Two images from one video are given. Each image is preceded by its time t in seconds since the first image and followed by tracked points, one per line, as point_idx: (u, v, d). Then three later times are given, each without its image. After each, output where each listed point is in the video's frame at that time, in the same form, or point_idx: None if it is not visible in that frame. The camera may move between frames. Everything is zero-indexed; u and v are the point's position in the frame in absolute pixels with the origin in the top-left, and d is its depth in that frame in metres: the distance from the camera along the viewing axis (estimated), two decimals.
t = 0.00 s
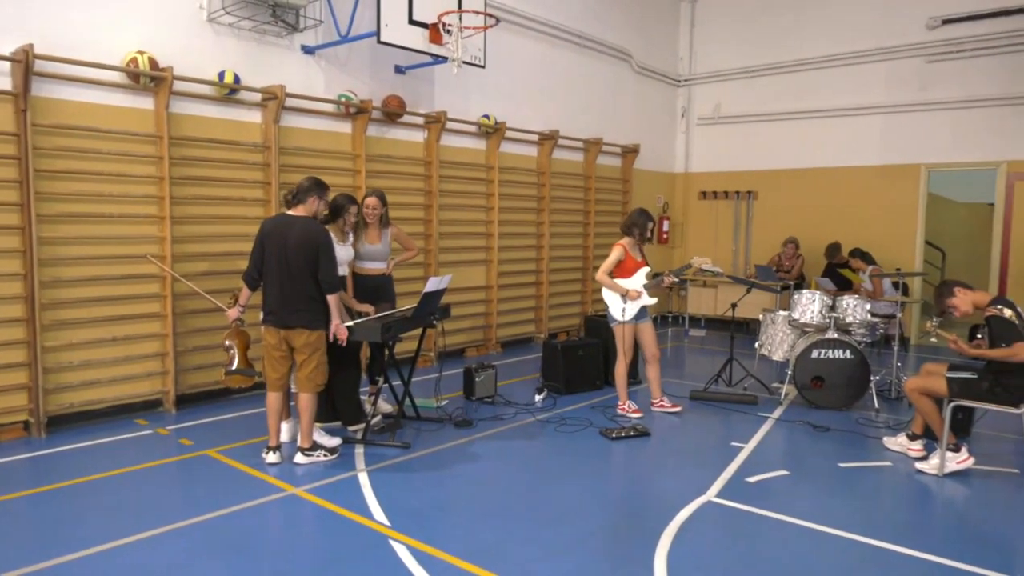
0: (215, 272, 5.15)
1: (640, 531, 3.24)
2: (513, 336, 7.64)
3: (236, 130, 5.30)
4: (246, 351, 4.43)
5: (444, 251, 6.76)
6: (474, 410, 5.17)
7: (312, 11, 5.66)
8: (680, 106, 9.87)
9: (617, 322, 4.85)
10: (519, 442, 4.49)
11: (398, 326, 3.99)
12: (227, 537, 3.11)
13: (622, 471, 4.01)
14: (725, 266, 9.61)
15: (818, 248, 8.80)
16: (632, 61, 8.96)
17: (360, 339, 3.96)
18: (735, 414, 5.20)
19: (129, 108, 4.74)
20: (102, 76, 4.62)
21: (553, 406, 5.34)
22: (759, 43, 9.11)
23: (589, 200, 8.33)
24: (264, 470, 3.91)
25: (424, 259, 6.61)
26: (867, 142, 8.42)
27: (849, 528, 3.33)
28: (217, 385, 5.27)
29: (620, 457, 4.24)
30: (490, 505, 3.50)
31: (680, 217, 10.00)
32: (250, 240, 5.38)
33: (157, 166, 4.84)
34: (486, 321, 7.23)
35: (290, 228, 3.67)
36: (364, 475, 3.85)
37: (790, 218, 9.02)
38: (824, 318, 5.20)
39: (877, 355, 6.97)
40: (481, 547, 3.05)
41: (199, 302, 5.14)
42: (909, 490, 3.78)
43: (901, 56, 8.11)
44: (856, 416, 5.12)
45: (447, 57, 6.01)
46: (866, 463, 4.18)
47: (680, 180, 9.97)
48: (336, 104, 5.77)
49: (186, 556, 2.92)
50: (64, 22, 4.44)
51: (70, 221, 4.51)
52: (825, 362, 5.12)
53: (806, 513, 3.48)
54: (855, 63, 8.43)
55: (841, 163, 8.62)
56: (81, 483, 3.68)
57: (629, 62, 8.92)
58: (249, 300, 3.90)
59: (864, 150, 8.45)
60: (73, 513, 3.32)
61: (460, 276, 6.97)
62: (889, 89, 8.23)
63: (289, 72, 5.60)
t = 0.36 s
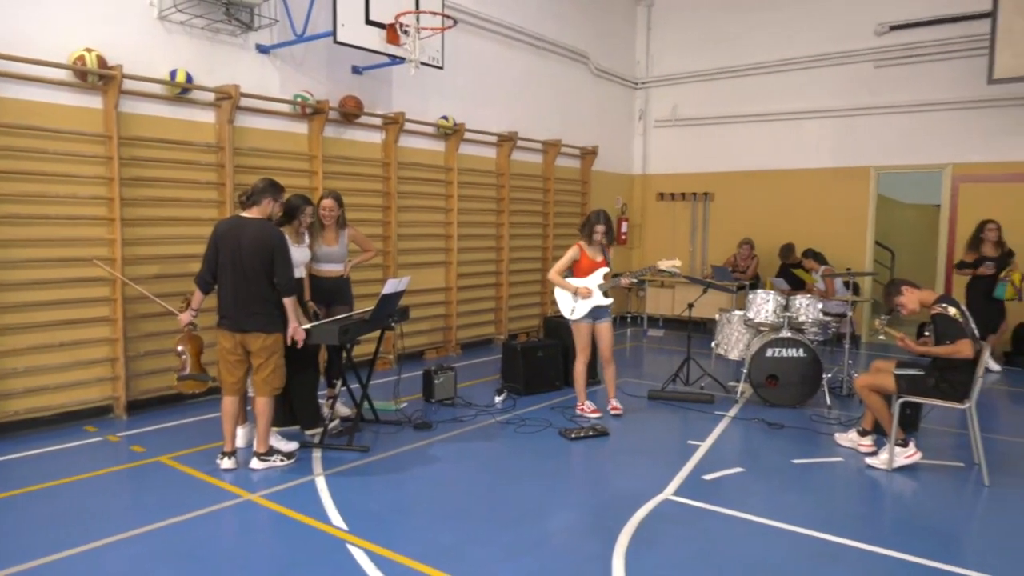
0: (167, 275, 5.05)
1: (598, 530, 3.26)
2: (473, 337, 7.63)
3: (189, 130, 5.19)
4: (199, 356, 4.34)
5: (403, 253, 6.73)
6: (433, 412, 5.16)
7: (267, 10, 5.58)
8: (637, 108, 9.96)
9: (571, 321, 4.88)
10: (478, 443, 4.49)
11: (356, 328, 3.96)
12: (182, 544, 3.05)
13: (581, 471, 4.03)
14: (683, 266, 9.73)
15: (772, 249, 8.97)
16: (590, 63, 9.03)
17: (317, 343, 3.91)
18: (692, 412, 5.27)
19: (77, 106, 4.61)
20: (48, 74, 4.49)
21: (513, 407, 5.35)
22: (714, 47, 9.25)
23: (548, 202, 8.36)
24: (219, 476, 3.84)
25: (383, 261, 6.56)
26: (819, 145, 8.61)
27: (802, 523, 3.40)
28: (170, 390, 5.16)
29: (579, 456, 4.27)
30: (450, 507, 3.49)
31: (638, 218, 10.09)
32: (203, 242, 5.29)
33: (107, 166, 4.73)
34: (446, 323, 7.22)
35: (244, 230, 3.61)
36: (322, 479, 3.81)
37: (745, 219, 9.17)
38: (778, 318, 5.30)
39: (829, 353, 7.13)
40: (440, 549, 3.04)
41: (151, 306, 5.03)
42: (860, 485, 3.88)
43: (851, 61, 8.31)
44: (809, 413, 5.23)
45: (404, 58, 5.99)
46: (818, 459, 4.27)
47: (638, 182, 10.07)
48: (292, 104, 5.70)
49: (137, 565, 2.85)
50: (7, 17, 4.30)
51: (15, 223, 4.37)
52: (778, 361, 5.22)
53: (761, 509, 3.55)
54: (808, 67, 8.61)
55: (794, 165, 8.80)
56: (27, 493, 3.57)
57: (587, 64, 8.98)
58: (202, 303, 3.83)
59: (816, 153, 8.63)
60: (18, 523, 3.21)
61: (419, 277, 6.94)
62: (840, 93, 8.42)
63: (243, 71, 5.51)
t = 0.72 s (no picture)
0: (119, 281, 4.94)
1: (560, 532, 3.28)
2: (435, 341, 7.60)
3: (142, 132, 5.09)
4: (154, 363, 4.24)
5: (363, 256, 6.68)
6: (394, 416, 5.12)
7: (223, 10, 5.50)
8: (597, 111, 10.04)
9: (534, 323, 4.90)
10: (440, 447, 4.47)
11: (314, 333, 3.91)
12: (135, 555, 2.98)
13: (542, 473, 4.04)
14: (643, 268, 9.83)
15: (730, 251, 9.10)
16: (550, 67, 9.07)
17: (275, 348, 3.86)
18: (653, 413, 5.32)
19: (24, 107, 4.49)
20: None
21: (475, 410, 5.34)
22: (673, 52, 9.37)
23: (509, 204, 8.38)
24: (174, 485, 3.76)
25: (343, 264, 6.51)
26: (774, 149, 8.77)
27: (759, 520, 3.45)
28: (123, 397, 5.05)
29: (541, 459, 4.27)
30: (411, 512, 3.47)
31: (599, 221, 10.16)
32: (158, 246, 5.18)
33: (56, 169, 4.61)
34: (407, 327, 7.19)
35: (199, 233, 3.55)
36: (281, 486, 3.76)
37: (703, 222, 9.30)
38: (737, 318, 5.36)
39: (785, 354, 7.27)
40: (401, 554, 3.02)
41: (103, 311, 4.91)
42: (815, 483, 3.95)
43: (804, 67, 8.48)
44: (766, 412, 5.33)
45: (363, 60, 5.95)
46: (775, 458, 4.35)
47: (599, 185, 10.14)
48: (249, 106, 5.63)
49: None
50: None
51: None
52: (737, 361, 5.30)
53: (719, 508, 3.60)
54: (763, 73, 8.76)
55: (750, 169, 8.95)
56: None
57: (547, 67, 9.03)
58: (156, 309, 3.75)
59: (772, 157, 8.79)
60: None
61: (380, 281, 6.90)
62: (794, 99, 8.59)
63: (198, 72, 5.42)
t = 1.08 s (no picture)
0: (81, 286, 4.84)
1: (530, 534, 3.28)
2: (405, 345, 7.57)
3: (105, 136, 4.99)
4: (116, 371, 4.15)
5: (332, 260, 6.63)
6: (364, 421, 5.09)
7: (186, 12, 5.43)
8: (566, 115, 10.08)
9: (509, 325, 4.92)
10: (410, 451, 4.46)
11: (283, 338, 3.87)
12: (99, 565, 2.92)
13: (513, 475, 4.05)
14: (613, 271, 9.89)
15: (699, 253, 9.20)
16: (519, 70, 9.09)
17: (243, 353, 3.81)
18: (623, 414, 5.36)
19: None
20: None
21: (446, 413, 5.33)
22: (640, 56, 9.46)
23: (479, 207, 8.38)
24: (139, 494, 3.70)
25: (311, 269, 6.46)
26: (741, 152, 8.88)
27: (728, 519, 3.49)
28: (85, 406, 4.95)
29: (512, 461, 4.28)
30: (382, 517, 3.45)
31: (569, 223, 10.20)
32: (121, 252, 5.10)
33: (15, 174, 4.51)
34: (377, 331, 7.15)
35: (163, 237, 3.49)
36: (249, 493, 3.72)
37: (671, 224, 9.39)
38: (704, 320, 5.37)
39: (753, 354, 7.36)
40: (370, 560, 3.01)
41: (64, 318, 4.81)
42: (782, 481, 4.01)
43: (769, 71, 8.61)
44: (735, 412, 5.38)
45: (330, 63, 5.91)
46: (744, 457, 4.40)
47: (568, 187, 10.18)
48: (214, 109, 5.56)
49: None
50: None
51: None
52: (705, 362, 5.35)
53: (688, 507, 3.63)
54: (729, 77, 8.87)
55: (717, 171, 9.06)
56: None
57: (516, 71, 9.05)
58: (119, 316, 3.67)
59: (738, 159, 8.91)
60: None
61: (349, 285, 6.85)
62: (759, 102, 8.71)
63: (162, 74, 5.34)
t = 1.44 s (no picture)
0: (47, 292, 4.75)
1: (505, 536, 3.28)
2: (379, 348, 7.53)
3: (71, 138, 4.90)
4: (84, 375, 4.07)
5: (305, 264, 6.57)
6: (339, 425, 5.05)
7: (153, 13, 5.36)
8: (539, 117, 10.10)
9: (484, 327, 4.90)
10: (385, 455, 4.43)
11: (254, 344, 3.83)
12: None
13: (488, 477, 4.04)
14: (587, 272, 9.93)
15: (672, 253, 9.26)
16: (492, 72, 9.09)
17: (214, 359, 3.77)
18: (597, 415, 5.37)
19: None
20: None
21: (421, 416, 5.30)
22: (613, 59, 9.51)
23: (453, 209, 8.36)
24: (108, 502, 3.63)
25: (284, 272, 6.39)
26: (712, 153, 8.96)
27: (702, 517, 3.52)
28: (53, 413, 4.85)
29: (487, 463, 4.28)
30: (357, 522, 3.42)
31: (543, 225, 10.22)
32: (88, 256, 5.01)
33: None
34: (351, 334, 7.09)
35: (131, 242, 3.44)
36: (220, 500, 3.67)
37: (645, 225, 9.44)
38: (678, 320, 5.40)
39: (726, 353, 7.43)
40: (344, 565, 2.98)
41: (30, 324, 4.72)
42: (756, 478, 4.05)
43: (739, 73, 8.70)
44: (708, 412, 5.42)
45: (301, 64, 5.87)
46: (717, 455, 4.44)
47: (542, 189, 10.19)
48: (183, 111, 5.48)
49: None
50: None
51: None
52: (678, 361, 5.40)
53: (663, 507, 3.65)
54: (700, 79, 8.95)
55: (689, 173, 9.13)
56: None
57: (490, 73, 9.06)
58: (87, 319, 3.62)
59: (710, 161, 8.98)
60: None
61: (322, 288, 6.80)
62: (730, 104, 8.80)
63: (129, 76, 5.26)
